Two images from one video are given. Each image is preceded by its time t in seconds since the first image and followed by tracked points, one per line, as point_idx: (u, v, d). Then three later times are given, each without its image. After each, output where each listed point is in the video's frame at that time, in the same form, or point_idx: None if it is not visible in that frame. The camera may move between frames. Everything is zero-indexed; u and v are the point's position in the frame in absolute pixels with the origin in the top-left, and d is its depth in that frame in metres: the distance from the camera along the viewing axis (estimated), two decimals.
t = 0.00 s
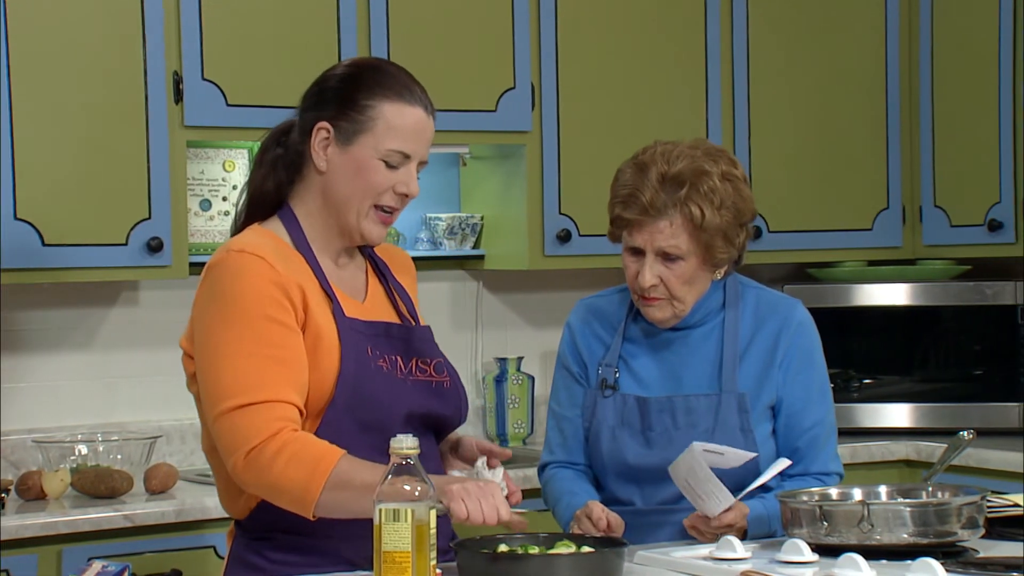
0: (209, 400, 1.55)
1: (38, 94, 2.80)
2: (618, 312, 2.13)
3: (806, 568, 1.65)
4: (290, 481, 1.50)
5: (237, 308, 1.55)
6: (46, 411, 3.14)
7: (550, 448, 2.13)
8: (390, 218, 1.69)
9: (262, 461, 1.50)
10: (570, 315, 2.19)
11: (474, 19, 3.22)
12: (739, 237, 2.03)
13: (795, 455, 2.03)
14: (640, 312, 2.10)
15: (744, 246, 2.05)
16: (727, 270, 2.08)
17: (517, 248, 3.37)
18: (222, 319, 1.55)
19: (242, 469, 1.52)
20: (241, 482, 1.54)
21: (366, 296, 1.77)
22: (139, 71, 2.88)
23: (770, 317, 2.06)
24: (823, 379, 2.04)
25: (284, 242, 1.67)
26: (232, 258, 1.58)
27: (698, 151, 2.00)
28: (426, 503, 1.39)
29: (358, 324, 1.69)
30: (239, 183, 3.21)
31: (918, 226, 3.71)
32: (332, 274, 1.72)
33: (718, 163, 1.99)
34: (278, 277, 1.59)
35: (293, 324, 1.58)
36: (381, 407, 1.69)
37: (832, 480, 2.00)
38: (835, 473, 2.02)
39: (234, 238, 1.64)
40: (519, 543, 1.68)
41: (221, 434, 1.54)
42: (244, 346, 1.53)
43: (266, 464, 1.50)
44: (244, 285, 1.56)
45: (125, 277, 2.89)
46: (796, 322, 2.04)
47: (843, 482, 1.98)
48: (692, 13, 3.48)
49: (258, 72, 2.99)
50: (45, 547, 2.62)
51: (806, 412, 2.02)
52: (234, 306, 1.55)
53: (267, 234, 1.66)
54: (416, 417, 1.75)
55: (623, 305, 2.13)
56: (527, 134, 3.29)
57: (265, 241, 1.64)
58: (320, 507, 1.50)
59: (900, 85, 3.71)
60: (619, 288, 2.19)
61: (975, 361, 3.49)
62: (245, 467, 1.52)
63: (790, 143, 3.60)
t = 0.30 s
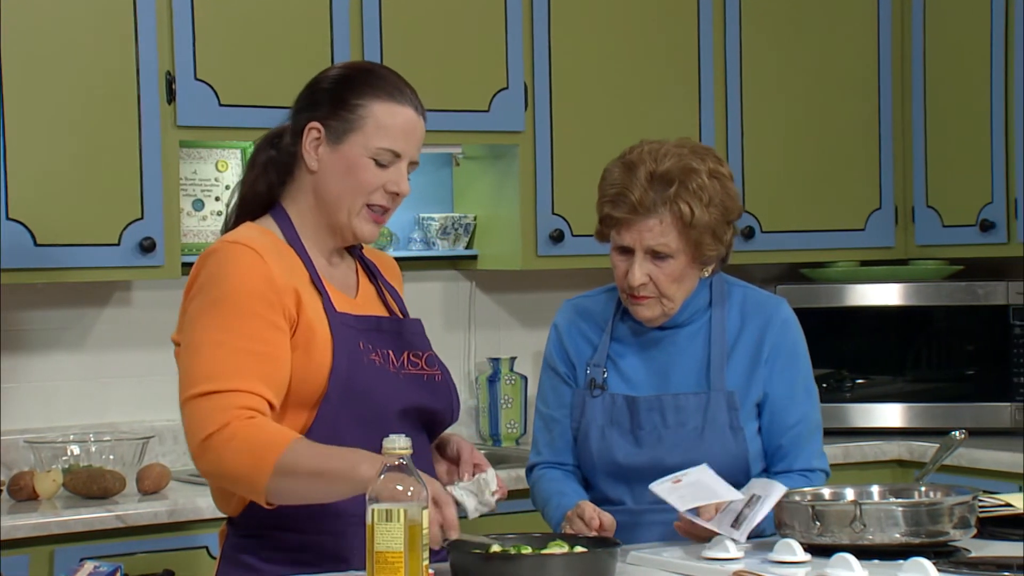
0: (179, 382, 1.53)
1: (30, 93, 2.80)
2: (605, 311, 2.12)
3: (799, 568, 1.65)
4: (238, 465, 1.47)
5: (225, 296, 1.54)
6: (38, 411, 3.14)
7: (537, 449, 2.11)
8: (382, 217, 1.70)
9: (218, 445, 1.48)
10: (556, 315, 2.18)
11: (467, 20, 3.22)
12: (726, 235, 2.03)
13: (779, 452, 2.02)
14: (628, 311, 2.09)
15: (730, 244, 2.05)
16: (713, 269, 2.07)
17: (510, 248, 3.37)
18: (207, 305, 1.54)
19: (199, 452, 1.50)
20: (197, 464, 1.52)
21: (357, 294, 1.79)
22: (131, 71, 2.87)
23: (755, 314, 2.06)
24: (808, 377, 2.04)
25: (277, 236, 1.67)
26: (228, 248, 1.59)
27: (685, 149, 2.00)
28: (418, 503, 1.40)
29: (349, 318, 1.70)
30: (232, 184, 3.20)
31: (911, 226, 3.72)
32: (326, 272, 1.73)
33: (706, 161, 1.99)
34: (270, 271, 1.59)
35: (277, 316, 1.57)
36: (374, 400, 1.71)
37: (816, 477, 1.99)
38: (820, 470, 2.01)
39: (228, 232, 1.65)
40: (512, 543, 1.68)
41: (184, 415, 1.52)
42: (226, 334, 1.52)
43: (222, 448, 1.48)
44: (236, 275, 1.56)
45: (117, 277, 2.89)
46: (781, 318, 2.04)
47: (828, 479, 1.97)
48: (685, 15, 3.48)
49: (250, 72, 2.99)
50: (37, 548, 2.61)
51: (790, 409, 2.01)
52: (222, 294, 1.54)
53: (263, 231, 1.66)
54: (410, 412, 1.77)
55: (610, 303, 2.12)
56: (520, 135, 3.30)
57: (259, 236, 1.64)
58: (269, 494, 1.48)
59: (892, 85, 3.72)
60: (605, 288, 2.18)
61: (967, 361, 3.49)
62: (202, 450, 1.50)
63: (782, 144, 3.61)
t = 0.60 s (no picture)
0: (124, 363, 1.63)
1: (23, 93, 2.79)
2: (590, 310, 2.11)
3: (792, 568, 1.65)
4: (132, 450, 1.53)
5: (177, 292, 1.62)
6: (30, 412, 3.13)
7: (524, 449, 2.10)
8: (353, 216, 1.78)
9: (125, 422, 1.55)
10: (540, 315, 2.17)
11: (461, 20, 3.22)
12: (710, 233, 2.01)
13: (761, 450, 2.02)
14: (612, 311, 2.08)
15: (713, 242, 2.03)
16: (697, 267, 2.06)
17: (504, 248, 3.37)
18: (162, 298, 1.62)
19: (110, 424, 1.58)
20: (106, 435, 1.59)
21: (344, 292, 1.85)
22: (124, 71, 2.87)
23: (737, 312, 2.06)
24: (790, 376, 2.04)
25: (257, 237, 1.76)
26: (196, 248, 1.67)
27: (667, 148, 1.98)
28: (412, 504, 1.42)
29: (330, 316, 1.76)
30: (226, 184, 3.20)
31: (904, 226, 3.72)
32: (310, 270, 1.81)
33: (688, 159, 1.97)
34: (223, 278, 1.65)
35: (226, 319, 1.64)
36: (358, 395, 1.75)
37: (799, 475, 1.99)
38: (802, 468, 2.00)
39: (218, 231, 1.74)
40: (504, 543, 1.68)
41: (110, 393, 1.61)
42: (165, 327, 1.60)
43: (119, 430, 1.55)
44: (189, 276, 1.63)
45: (111, 277, 2.88)
46: (764, 316, 2.04)
47: (811, 477, 1.97)
48: (679, 15, 3.49)
49: (243, 72, 2.98)
50: (29, 549, 2.61)
51: (772, 408, 2.01)
52: (174, 290, 1.62)
53: (249, 232, 1.76)
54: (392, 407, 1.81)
55: (595, 302, 2.11)
56: (514, 135, 3.30)
57: (246, 238, 1.73)
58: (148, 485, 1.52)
59: (885, 85, 3.72)
60: (591, 288, 2.17)
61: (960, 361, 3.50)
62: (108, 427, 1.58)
63: (776, 144, 3.61)
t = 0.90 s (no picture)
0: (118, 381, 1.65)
1: (17, 92, 2.79)
2: (573, 310, 2.10)
3: (787, 568, 1.65)
4: (130, 473, 1.55)
5: (160, 305, 1.63)
6: (24, 412, 3.13)
7: (510, 453, 2.09)
8: (330, 216, 1.78)
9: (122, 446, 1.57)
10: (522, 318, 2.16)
11: (457, 20, 3.22)
12: (693, 232, 2.02)
13: (748, 445, 2.02)
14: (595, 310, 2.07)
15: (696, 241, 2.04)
16: (680, 266, 2.07)
17: (499, 248, 3.37)
18: (146, 312, 1.64)
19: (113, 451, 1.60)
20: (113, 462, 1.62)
21: (326, 292, 1.85)
22: (119, 71, 2.87)
23: (721, 309, 2.06)
24: (773, 372, 2.04)
25: (235, 241, 1.77)
26: (174, 258, 1.68)
27: (651, 146, 1.99)
28: (407, 504, 1.42)
29: (310, 319, 1.77)
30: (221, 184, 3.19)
31: (899, 226, 3.72)
32: (291, 270, 1.81)
33: (672, 158, 1.98)
34: (205, 283, 1.67)
35: (209, 327, 1.65)
36: (336, 394, 1.77)
37: (784, 469, 1.99)
38: (787, 463, 2.02)
39: (196, 237, 1.75)
40: (500, 543, 1.68)
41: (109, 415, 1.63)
42: (150, 340, 1.62)
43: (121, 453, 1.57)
44: (169, 288, 1.65)
45: (106, 277, 2.88)
46: (747, 312, 2.05)
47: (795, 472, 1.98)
48: (674, 15, 3.49)
49: (239, 72, 2.98)
50: (25, 549, 2.61)
51: (758, 403, 2.01)
52: (157, 303, 1.64)
53: (228, 238, 1.77)
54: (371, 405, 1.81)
55: (578, 302, 2.10)
56: (509, 134, 3.30)
57: (222, 243, 1.74)
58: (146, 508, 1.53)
59: (880, 85, 3.73)
60: (574, 287, 2.16)
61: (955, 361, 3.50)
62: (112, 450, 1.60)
63: (771, 144, 3.62)
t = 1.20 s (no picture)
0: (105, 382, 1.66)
1: (15, 92, 2.79)
2: (560, 309, 2.10)
3: (784, 568, 1.65)
4: (125, 467, 1.56)
5: (147, 305, 1.64)
6: (21, 412, 3.13)
7: (498, 452, 2.08)
8: (325, 218, 1.79)
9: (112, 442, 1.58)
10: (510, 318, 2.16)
11: (454, 20, 3.22)
12: (677, 231, 2.02)
13: (741, 443, 2.02)
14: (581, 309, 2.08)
15: (681, 241, 2.05)
16: (666, 265, 2.08)
17: (497, 248, 3.37)
18: (133, 312, 1.64)
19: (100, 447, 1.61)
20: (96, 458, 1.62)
21: (314, 293, 1.84)
22: (117, 71, 2.87)
23: (710, 307, 2.06)
24: (764, 371, 2.05)
25: (226, 245, 1.76)
26: (162, 259, 1.68)
27: (638, 143, 2.01)
28: (405, 504, 1.42)
29: (303, 318, 1.77)
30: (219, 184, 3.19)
31: (897, 226, 3.72)
32: (281, 271, 1.81)
33: (658, 155, 1.99)
34: (193, 283, 1.66)
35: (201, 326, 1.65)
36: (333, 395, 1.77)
37: (776, 467, 2.00)
38: (778, 460, 2.02)
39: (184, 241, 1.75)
40: (498, 543, 1.68)
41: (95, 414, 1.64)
42: (137, 340, 1.62)
43: (109, 449, 1.58)
44: (159, 287, 1.65)
45: (104, 278, 2.88)
46: (736, 310, 2.05)
47: (788, 470, 1.99)
48: (672, 15, 3.49)
49: (237, 72, 2.98)
50: (22, 549, 2.60)
51: (750, 401, 2.01)
52: (144, 303, 1.64)
53: (216, 240, 1.76)
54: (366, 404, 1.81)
55: (566, 301, 2.11)
56: (507, 134, 3.30)
57: (211, 245, 1.73)
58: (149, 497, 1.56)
59: (878, 86, 3.73)
60: (562, 288, 2.17)
61: (953, 361, 3.50)
62: (97, 448, 1.60)
63: (769, 145, 3.62)
